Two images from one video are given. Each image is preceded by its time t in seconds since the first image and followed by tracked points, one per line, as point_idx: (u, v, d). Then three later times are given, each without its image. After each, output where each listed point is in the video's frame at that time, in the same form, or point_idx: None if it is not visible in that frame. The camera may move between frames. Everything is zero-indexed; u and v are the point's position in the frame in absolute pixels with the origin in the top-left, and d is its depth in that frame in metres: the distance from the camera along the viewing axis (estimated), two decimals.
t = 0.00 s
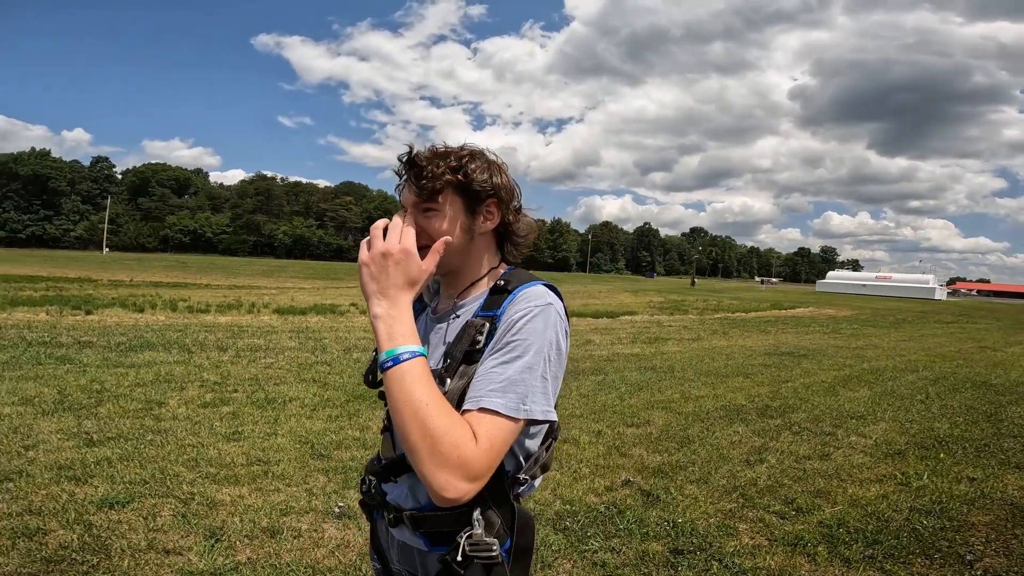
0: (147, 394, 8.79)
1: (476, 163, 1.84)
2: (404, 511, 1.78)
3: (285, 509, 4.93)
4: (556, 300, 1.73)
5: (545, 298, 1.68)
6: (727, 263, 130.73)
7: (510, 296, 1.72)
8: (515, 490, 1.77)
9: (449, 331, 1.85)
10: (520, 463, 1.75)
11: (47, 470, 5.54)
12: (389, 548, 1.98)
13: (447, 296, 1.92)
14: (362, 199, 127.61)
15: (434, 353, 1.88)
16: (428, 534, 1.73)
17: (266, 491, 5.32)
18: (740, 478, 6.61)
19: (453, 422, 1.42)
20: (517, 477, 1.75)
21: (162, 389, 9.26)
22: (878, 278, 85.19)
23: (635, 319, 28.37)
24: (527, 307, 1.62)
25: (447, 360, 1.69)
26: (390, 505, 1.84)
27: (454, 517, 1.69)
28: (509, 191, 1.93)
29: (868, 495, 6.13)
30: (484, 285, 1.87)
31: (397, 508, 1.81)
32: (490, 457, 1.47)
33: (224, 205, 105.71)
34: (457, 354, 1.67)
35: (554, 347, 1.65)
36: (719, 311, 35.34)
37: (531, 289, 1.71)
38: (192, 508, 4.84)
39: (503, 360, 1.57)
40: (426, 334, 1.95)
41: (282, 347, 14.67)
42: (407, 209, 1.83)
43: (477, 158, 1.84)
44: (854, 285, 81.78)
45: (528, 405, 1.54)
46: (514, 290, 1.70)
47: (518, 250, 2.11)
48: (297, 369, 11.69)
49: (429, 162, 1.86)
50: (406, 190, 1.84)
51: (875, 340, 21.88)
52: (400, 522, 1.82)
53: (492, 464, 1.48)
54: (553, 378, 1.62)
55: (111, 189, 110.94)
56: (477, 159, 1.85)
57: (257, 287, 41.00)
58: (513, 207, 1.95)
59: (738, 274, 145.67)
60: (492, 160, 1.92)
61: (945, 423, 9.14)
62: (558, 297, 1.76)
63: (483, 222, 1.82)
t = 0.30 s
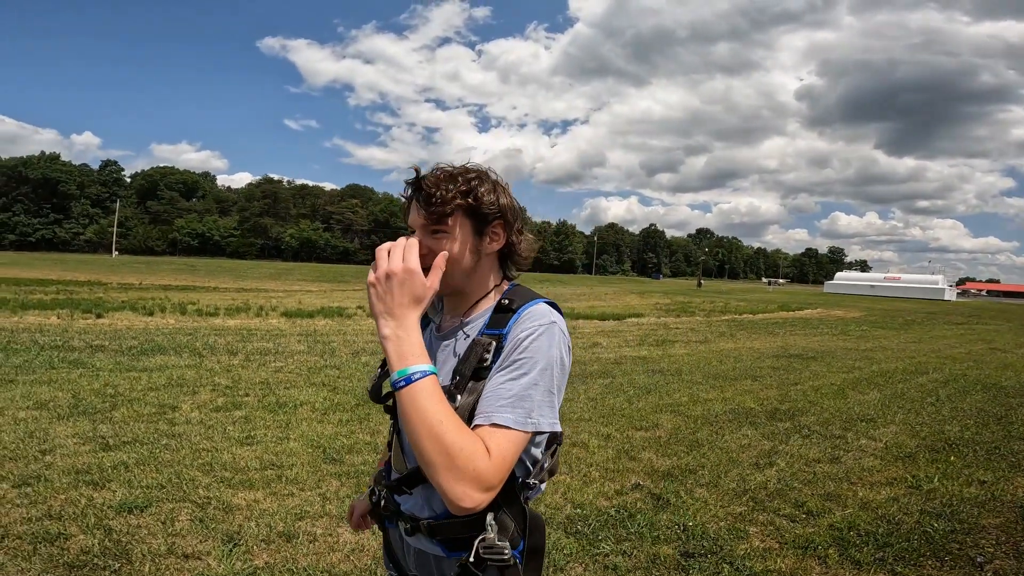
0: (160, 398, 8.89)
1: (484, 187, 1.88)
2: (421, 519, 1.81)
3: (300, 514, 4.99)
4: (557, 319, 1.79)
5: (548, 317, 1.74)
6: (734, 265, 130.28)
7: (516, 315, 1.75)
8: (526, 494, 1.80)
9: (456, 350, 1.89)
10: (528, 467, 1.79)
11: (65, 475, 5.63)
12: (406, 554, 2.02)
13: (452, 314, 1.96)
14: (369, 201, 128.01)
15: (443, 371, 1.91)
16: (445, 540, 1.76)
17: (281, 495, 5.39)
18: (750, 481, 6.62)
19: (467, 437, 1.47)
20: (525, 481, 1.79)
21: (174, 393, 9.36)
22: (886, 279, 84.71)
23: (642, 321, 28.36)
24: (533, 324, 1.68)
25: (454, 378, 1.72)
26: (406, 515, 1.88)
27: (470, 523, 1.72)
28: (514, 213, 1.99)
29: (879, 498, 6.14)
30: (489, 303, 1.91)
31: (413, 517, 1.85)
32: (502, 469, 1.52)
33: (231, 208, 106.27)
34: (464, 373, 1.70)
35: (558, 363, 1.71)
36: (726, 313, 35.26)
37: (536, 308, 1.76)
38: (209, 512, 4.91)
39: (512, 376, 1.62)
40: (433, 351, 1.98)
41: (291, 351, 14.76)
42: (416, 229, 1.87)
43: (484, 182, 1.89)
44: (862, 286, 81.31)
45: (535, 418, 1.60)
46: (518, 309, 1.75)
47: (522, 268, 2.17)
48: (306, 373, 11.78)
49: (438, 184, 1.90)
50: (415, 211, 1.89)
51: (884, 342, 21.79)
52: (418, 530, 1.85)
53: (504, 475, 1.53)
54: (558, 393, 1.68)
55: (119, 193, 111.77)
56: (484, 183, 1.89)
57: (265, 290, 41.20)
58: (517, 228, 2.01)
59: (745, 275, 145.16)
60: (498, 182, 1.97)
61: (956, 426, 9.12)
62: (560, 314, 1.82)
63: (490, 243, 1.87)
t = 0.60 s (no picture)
0: (169, 401, 8.92)
1: (528, 187, 1.89)
2: (458, 531, 1.82)
3: (311, 516, 5.01)
4: (610, 327, 1.79)
5: (602, 325, 1.75)
6: (739, 266, 129.96)
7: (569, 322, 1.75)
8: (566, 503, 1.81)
9: (501, 357, 1.88)
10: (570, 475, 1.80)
11: (77, 477, 5.66)
12: (438, 565, 2.03)
13: (497, 319, 1.96)
14: (373, 204, 128.26)
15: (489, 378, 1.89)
16: (482, 553, 1.77)
17: (291, 497, 5.41)
18: (759, 482, 6.61)
19: (515, 447, 1.48)
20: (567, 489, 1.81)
21: (183, 395, 9.40)
22: (891, 279, 84.33)
23: (647, 323, 28.31)
24: (586, 332, 1.69)
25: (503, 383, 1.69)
26: (442, 526, 1.88)
27: (508, 538, 1.72)
28: (561, 213, 1.98)
29: (890, 498, 6.11)
30: (536, 306, 1.92)
31: (450, 529, 1.86)
32: (549, 480, 1.53)
33: (236, 211, 106.64)
34: (514, 378, 1.68)
35: (612, 373, 1.71)
36: (731, 314, 35.19)
37: (587, 316, 1.77)
38: (221, 515, 4.93)
39: (564, 383, 1.63)
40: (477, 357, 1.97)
41: (298, 353, 14.80)
42: (462, 232, 1.88)
43: (529, 182, 1.90)
44: (868, 286, 80.95)
45: (585, 428, 1.60)
46: (570, 316, 1.76)
47: (567, 272, 2.16)
48: (313, 375, 11.81)
49: (482, 185, 1.91)
50: (460, 213, 1.90)
51: (892, 342, 21.69)
52: (453, 542, 1.86)
53: (549, 486, 1.54)
54: (609, 403, 1.69)
55: (125, 197, 112.31)
56: (529, 183, 1.90)
57: (270, 293, 41.32)
58: (564, 230, 2.01)
59: (750, 275, 144.77)
60: (542, 182, 1.97)
61: (966, 426, 9.08)
62: (611, 322, 1.83)
63: (536, 245, 1.87)
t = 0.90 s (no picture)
0: (171, 404, 8.93)
1: (564, 183, 1.87)
2: (477, 540, 1.82)
3: (312, 517, 5.01)
4: (660, 340, 1.77)
5: (653, 338, 1.72)
6: (740, 267, 129.93)
7: (615, 332, 1.74)
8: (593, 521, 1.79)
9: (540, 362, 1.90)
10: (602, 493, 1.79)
11: (79, 479, 5.67)
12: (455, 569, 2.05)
13: (538, 323, 1.98)
14: (374, 207, 128.38)
15: (528, 386, 1.89)
16: (500, 564, 1.77)
17: (293, 499, 5.41)
18: (761, 482, 6.61)
19: (541, 461, 1.49)
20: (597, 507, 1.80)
21: (184, 398, 9.41)
22: (892, 280, 84.25)
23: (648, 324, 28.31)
24: (632, 347, 1.67)
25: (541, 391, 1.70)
26: (461, 532, 1.90)
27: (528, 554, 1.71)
28: (603, 209, 1.95)
29: (892, 498, 6.10)
30: (578, 312, 1.92)
31: (470, 535, 1.86)
32: (573, 499, 1.53)
33: (237, 214, 106.80)
34: (553, 387, 1.68)
35: (658, 391, 1.69)
36: (732, 315, 35.22)
37: (634, 325, 1.75)
38: (223, 516, 4.94)
39: (602, 399, 1.63)
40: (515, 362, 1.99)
41: (299, 356, 14.82)
42: (497, 231, 1.91)
43: (564, 178, 1.88)
44: (868, 286, 80.89)
45: (622, 448, 1.60)
46: (618, 325, 1.75)
47: (616, 273, 2.14)
48: (315, 378, 11.83)
49: (517, 182, 1.92)
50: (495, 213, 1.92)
51: (893, 343, 21.69)
52: (471, 549, 1.87)
53: (572, 507, 1.54)
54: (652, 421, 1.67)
55: (126, 200, 112.52)
56: (565, 179, 1.88)
57: (271, 296, 41.34)
58: (608, 228, 1.97)
59: (750, 276, 144.72)
60: (583, 176, 1.95)
61: (967, 425, 9.08)
62: (663, 335, 1.79)
63: (575, 245, 1.86)
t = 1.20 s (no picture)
0: (169, 404, 8.94)
1: (573, 183, 1.87)
2: (483, 544, 1.86)
3: (310, 517, 5.03)
4: (681, 350, 1.77)
5: (675, 349, 1.72)
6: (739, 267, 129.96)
7: (635, 342, 1.73)
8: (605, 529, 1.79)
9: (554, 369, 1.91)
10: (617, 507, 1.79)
11: (77, 479, 5.68)
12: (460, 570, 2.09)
13: (552, 330, 2.00)
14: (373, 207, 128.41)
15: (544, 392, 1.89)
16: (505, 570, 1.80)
17: (290, 499, 5.43)
18: (758, 482, 6.62)
19: (559, 477, 1.50)
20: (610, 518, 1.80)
21: (184, 399, 9.43)
22: (891, 279, 84.22)
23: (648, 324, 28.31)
24: (652, 359, 1.67)
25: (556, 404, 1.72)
26: (467, 536, 1.93)
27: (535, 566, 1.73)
28: (615, 209, 1.94)
29: (888, 498, 6.12)
30: (592, 320, 1.93)
31: (476, 540, 1.89)
32: (590, 515, 1.54)
33: (237, 215, 106.87)
34: (568, 399, 1.70)
35: (677, 405, 1.70)
36: (732, 315, 35.22)
37: (654, 334, 1.75)
38: (220, 516, 4.95)
39: (620, 414, 1.64)
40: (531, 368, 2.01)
41: (298, 357, 14.84)
42: (504, 230, 1.92)
43: (573, 177, 1.87)
44: (868, 286, 80.88)
45: (640, 463, 1.61)
46: (638, 333, 1.74)
47: (630, 277, 2.14)
48: (314, 378, 11.85)
49: (526, 180, 1.92)
50: (502, 212, 1.94)
51: (893, 342, 21.70)
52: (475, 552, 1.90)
53: (588, 522, 1.55)
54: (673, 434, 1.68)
55: (126, 202, 112.58)
56: (574, 178, 1.87)
57: (271, 297, 41.40)
58: (622, 230, 1.96)
59: (750, 276, 144.71)
60: (595, 175, 1.93)
61: (965, 425, 9.09)
62: (685, 346, 1.79)
63: (585, 249, 1.86)
